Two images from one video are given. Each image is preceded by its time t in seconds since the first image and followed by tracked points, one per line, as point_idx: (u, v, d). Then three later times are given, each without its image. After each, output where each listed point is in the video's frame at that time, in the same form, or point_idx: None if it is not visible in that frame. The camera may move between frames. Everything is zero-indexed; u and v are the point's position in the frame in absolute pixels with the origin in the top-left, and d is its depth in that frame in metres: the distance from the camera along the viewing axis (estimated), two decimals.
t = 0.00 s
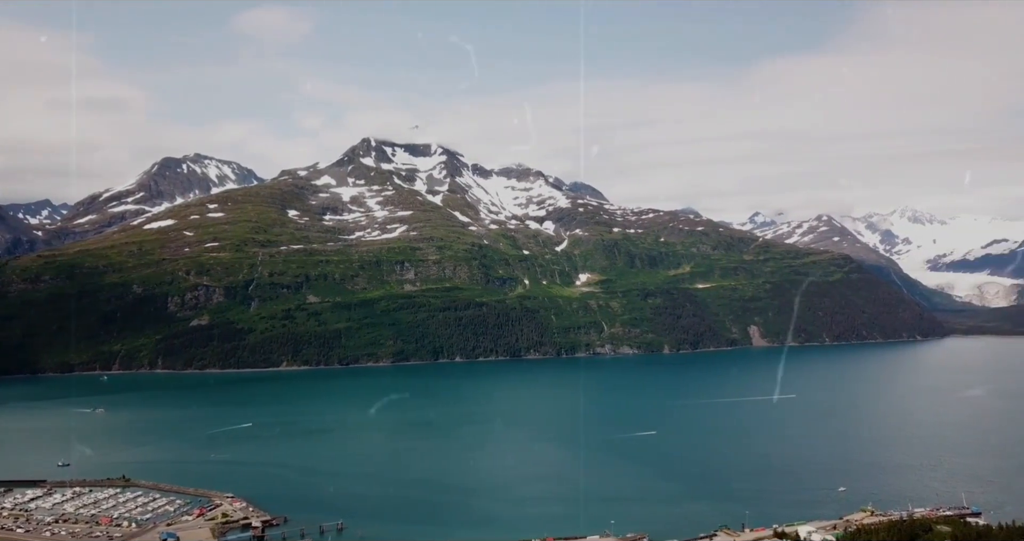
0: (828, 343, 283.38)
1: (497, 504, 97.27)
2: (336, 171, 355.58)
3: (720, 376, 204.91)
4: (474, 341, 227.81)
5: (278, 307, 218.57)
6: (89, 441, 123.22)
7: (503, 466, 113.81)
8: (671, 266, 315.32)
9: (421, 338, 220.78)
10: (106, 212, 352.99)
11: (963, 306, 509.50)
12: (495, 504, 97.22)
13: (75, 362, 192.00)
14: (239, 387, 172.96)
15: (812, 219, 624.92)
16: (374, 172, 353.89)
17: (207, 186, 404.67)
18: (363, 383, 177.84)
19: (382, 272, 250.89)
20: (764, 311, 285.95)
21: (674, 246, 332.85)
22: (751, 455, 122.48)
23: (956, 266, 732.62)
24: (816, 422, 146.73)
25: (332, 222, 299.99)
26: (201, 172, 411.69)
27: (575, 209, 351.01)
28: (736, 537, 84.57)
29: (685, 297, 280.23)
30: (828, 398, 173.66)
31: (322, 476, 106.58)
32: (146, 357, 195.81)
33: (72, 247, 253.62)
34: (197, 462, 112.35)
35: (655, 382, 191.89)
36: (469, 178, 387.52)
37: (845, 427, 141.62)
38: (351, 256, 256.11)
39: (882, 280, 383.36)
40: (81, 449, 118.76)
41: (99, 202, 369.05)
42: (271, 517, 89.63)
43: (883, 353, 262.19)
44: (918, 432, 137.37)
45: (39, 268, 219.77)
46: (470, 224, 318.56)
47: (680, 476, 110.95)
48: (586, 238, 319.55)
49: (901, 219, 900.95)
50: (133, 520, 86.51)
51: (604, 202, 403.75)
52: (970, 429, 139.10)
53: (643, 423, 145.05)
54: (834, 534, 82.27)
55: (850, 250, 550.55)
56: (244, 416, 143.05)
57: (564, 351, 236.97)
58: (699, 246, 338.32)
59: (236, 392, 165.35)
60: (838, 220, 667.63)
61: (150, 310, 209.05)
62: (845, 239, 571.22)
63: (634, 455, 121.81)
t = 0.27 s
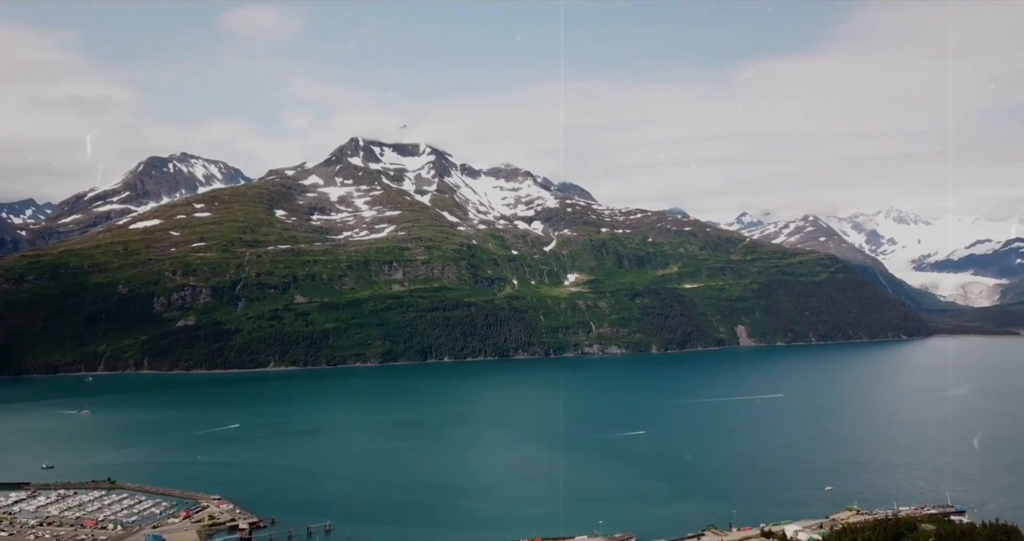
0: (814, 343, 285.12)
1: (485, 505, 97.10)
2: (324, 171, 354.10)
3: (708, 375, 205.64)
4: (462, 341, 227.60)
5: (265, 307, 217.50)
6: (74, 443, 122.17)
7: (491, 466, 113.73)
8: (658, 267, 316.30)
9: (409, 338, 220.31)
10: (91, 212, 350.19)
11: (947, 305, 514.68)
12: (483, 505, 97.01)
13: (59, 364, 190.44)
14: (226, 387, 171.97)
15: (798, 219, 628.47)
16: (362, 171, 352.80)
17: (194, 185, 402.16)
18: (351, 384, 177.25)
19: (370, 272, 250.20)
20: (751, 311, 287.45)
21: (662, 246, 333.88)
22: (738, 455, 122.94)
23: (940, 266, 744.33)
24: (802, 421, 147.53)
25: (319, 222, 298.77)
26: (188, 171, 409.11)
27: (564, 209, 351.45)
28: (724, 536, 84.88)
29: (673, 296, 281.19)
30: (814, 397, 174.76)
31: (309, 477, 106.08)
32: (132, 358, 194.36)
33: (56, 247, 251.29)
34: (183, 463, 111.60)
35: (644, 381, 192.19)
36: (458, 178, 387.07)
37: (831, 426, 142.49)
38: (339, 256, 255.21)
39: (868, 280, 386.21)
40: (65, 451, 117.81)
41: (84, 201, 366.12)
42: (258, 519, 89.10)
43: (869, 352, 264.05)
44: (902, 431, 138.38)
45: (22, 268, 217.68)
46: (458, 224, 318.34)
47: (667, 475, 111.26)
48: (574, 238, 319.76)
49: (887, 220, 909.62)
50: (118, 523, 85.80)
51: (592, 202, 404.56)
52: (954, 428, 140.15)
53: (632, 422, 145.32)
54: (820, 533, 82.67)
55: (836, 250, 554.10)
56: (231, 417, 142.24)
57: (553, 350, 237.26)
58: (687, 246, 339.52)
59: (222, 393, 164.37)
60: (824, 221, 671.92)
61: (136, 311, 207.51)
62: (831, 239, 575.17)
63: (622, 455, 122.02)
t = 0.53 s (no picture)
0: (798, 342, 287.03)
1: (470, 505, 96.98)
2: (309, 171, 352.22)
3: (693, 375, 206.55)
4: (448, 341, 227.26)
5: (249, 308, 216.10)
6: (54, 445, 120.78)
7: (477, 467, 113.66)
8: (644, 267, 317.38)
9: (395, 338, 219.66)
10: (73, 211, 346.50)
11: (928, 305, 520.39)
12: (469, 506, 96.88)
13: (40, 365, 188.16)
14: (210, 389, 170.75)
15: (782, 220, 632.42)
16: (347, 171, 351.47)
17: (177, 185, 398.90)
18: (336, 385, 176.56)
19: (355, 273, 249.22)
20: (735, 311, 289.08)
21: (647, 246, 335.05)
22: (723, 454, 123.54)
23: (921, 266, 754.59)
24: (786, 421, 148.48)
25: (304, 222, 297.18)
26: (171, 171, 405.77)
27: (550, 210, 351.75)
28: (708, 536, 85.34)
29: (658, 296, 282.28)
30: (798, 396, 176.07)
31: (294, 478, 105.46)
32: (114, 359, 192.39)
33: (37, 247, 248.29)
34: (167, 465, 110.62)
35: (629, 381, 192.81)
36: (443, 178, 386.43)
37: (814, 426, 143.53)
38: (324, 256, 254.05)
39: (850, 280, 389.32)
40: (46, 453, 116.43)
41: (65, 200, 362.13)
42: (242, 521, 88.49)
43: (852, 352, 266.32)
44: (885, 430, 139.61)
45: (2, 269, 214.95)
46: (444, 224, 317.93)
47: (653, 475, 111.59)
48: (560, 238, 320.01)
49: (869, 221, 918.60)
50: (100, 526, 84.97)
51: (578, 202, 405.43)
52: (935, 427, 141.67)
53: (617, 422, 145.74)
54: (804, 532, 83.27)
55: (819, 250, 558.02)
56: (215, 419, 141.16)
57: (539, 350, 237.43)
58: (672, 247, 340.80)
59: (206, 395, 163.16)
60: (807, 221, 676.71)
61: (118, 311, 205.43)
62: (815, 239, 579.33)
63: (608, 455, 122.23)
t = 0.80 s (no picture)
0: (784, 342, 288.68)
1: (457, 506, 96.80)
2: (295, 170, 350.29)
3: (680, 375, 207.22)
4: (436, 341, 226.94)
5: (236, 309, 214.93)
6: (37, 447, 119.59)
7: (465, 468, 113.55)
8: (631, 267, 318.23)
9: (382, 339, 219.09)
10: (56, 210, 343.36)
11: (913, 305, 524.85)
12: (456, 506, 96.72)
13: (23, 366, 186.26)
14: (195, 389, 169.69)
15: (768, 221, 635.96)
16: (334, 171, 350.28)
17: (162, 184, 396.06)
18: (323, 386, 175.97)
19: (342, 273, 248.36)
20: (721, 311, 290.47)
21: (634, 246, 335.93)
22: (710, 454, 123.99)
23: (905, 266, 762.87)
24: (772, 421, 149.20)
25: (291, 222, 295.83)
26: (156, 170, 402.87)
27: (537, 210, 351.97)
28: (695, 535, 85.59)
29: (646, 296, 283.15)
30: (784, 396, 177.13)
31: (280, 480, 104.91)
32: (98, 360, 190.76)
33: (19, 247, 245.77)
34: (152, 467, 109.75)
35: (616, 382, 193.28)
36: (431, 178, 385.76)
37: (799, 425, 144.43)
38: (311, 255, 253.11)
39: (835, 280, 392.49)
40: (29, 455, 115.25)
41: (48, 199, 358.68)
42: (228, 523, 87.93)
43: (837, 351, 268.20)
44: (869, 429, 140.70)
45: None
46: (431, 224, 317.50)
47: (640, 475, 111.84)
48: (547, 238, 320.11)
49: (854, 221, 925.62)
50: (84, 529, 84.19)
51: (566, 202, 406.05)
52: (918, 426, 142.91)
53: (604, 422, 146.05)
54: (790, 531, 83.71)
55: (805, 251, 561.39)
56: (201, 420, 140.25)
57: (526, 350, 237.57)
58: (659, 247, 341.84)
59: (192, 396, 162.17)
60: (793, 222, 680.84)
61: (102, 312, 203.72)
62: (800, 240, 582.68)
63: (596, 455, 122.38)
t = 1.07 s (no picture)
0: (770, 342, 290.31)
1: (445, 507, 96.63)
2: (282, 170, 348.51)
3: (668, 375, 207.84)
4: (423, 342, 226.48)
5: (222, 309, 213.66)
6: (20, 450, 118.38)
7: (453, 468, 113.42)
8: (618, 267, 319.00)
9: (370, 339, 218.38)
10: (39, 210, 340.13)
11: (897, 305, 529.49)
12: (443, 507, 96.55)
13: (5, 367, 184.32)
14: (181, 390, 168.54)
15: (754, 221, 639.03)
16: (321, 170, 348.91)
17: (147, 184, 393.13)
18: (310, 387, 175.19)
19: (329, 273, 247.42)
20: (708, 311, 291.81)
21: (622, 247, 336.73)
22: (697, 454, 124.45)
23: (889, 266, 769.89)
24: (759, 420, 149.92)
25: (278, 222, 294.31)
26: (141, 169, 399.78)
27: (525, 210, 352.11)
28: (682, 535, 85.89)
29: (633, 296, 283.91)
30: (770, 395, 178.15)
31: (267, 482, 104.32)
32: (82, 361, 189.03)
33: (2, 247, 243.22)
34: (136, 470, 108.86)
35: (603, 382, 193.70)
36: (419, 178, 385.06)
37: (785, 425, 145.27)
38: (298, 256, 252.10)
39: (821, 281, 395.14)
40: (11, 458, 114.04)
41: (31, 199, 355.13)
42: (214, 526, 87.36)
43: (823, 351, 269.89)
44: (854, 429, 141.65)
45: None
46: (419, 224, 317.01)
47: (628, 475, 112.10)
48: (535, 238, 320.22)
49: (839, 222, 932.81)
50: (68, 532, 83.42)
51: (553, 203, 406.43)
52: (902, 425, 144.11)
53: (592, 423, 146.30)
54: (776, 531, 84.24)
55: (790, 251, 564.65)
56: (186, 421, 139.28)
57: (514, 351, 237.58)
58: (646, 248, 342.80)
59: (177, 397, 161.04)
60: (779, 222, 684.40)
61: (86, 313, 201.92)
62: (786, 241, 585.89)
63: (584, 455, 122.49)
